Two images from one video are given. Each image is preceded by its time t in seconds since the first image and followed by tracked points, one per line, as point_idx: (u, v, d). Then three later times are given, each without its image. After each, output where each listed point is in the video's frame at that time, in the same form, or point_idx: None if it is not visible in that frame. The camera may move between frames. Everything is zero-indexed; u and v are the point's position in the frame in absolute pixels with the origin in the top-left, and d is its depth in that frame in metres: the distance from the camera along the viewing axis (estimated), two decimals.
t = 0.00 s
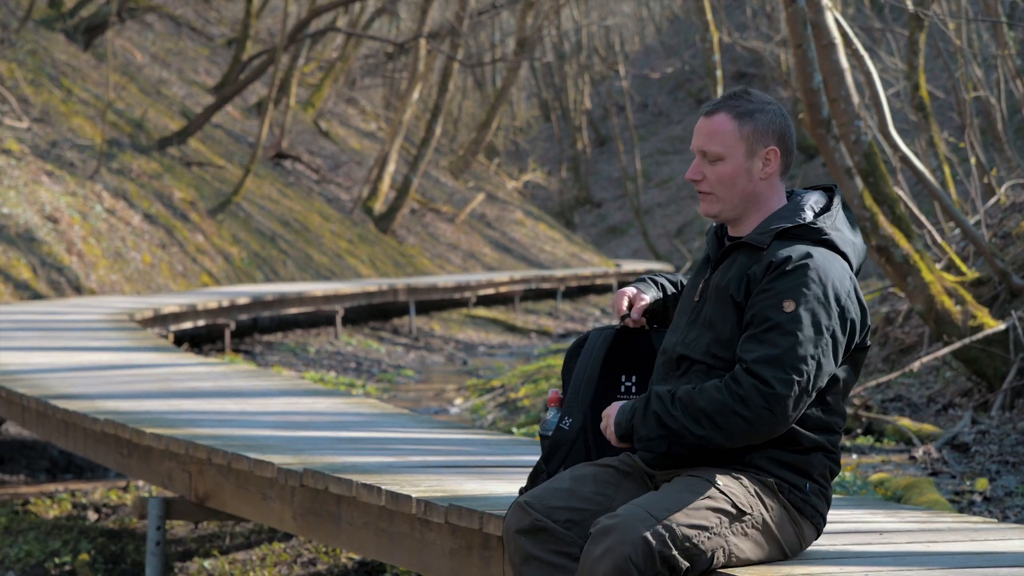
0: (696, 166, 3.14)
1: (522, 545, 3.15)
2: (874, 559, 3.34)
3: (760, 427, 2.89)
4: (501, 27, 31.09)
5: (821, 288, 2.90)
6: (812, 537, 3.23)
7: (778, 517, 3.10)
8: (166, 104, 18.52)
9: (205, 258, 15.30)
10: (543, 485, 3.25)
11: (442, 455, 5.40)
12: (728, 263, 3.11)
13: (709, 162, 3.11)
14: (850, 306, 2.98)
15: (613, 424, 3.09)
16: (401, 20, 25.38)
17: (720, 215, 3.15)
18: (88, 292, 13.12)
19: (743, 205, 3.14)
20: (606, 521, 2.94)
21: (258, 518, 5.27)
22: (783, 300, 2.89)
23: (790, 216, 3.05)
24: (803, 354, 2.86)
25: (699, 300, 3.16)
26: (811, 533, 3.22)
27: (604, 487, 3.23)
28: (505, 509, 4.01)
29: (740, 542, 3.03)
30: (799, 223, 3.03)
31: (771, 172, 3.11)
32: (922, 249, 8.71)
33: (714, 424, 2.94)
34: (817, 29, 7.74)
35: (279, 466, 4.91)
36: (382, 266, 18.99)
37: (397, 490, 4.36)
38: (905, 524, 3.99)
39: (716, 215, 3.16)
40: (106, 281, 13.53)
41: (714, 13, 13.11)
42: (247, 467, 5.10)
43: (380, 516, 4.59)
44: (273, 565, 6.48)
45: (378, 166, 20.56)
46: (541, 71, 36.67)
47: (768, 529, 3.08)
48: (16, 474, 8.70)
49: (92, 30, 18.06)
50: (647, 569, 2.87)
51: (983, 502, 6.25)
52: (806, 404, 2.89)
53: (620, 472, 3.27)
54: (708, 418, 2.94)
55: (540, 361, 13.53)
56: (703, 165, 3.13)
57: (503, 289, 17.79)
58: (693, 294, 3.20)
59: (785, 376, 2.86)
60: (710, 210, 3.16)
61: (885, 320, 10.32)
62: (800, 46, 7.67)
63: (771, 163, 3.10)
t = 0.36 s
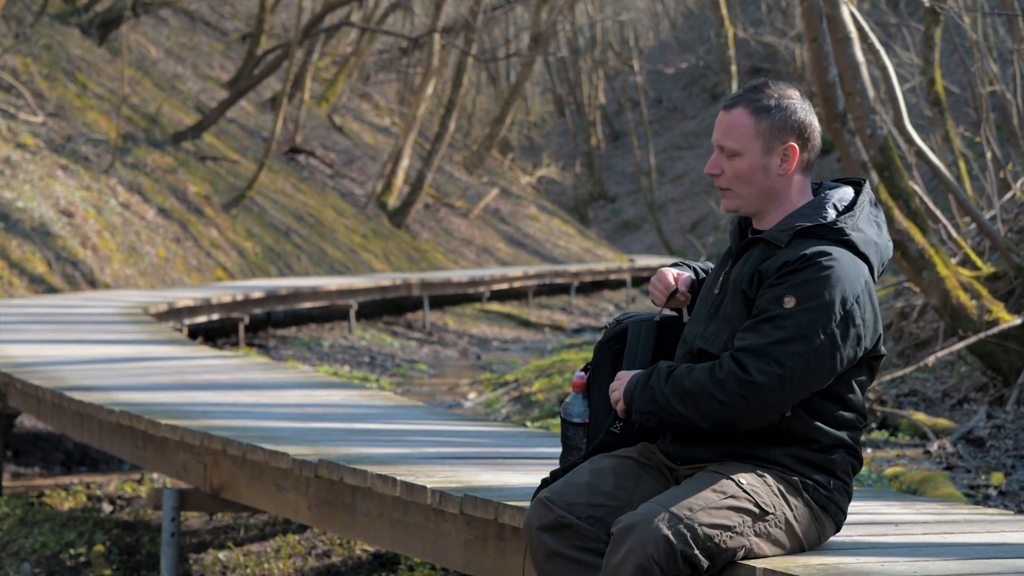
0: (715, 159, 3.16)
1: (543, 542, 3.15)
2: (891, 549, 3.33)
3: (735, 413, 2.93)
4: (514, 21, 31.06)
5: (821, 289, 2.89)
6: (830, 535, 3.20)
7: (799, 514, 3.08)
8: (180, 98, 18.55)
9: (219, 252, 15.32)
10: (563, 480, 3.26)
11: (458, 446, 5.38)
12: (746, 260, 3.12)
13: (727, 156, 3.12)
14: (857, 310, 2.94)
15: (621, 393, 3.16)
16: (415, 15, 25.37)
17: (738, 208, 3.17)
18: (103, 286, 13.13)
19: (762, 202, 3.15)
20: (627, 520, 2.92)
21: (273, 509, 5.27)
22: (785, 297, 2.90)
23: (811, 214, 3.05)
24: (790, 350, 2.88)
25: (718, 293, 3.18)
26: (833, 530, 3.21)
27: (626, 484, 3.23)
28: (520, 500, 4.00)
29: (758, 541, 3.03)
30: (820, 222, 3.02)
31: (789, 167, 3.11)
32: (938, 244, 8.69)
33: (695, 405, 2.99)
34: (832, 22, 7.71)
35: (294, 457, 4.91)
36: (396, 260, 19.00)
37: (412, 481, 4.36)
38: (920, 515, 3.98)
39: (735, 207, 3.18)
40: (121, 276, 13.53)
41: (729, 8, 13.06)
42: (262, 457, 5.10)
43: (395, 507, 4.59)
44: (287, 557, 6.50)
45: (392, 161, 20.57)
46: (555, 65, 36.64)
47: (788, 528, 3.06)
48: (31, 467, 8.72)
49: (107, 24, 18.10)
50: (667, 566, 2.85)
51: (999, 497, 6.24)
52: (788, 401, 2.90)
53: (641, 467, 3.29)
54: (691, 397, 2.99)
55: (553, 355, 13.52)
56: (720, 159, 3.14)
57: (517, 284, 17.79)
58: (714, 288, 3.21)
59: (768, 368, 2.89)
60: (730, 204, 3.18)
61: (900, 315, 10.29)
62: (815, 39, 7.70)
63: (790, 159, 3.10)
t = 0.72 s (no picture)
0: (756, 138, 3.09)
1: (564, 510, 3.15)
2: (911, 522, 3.33)
3: (761, 379, 2.92)
4: None
5: (862, 273, 2.86)
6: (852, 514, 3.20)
7: (822, 494, 3.08)
8: (199, 77, 18.57)
9: (238, 231, 15.34)
10: (587, 450, 3.25)
11: (476, 422, 5.39)
12: (788, 236, 3.11)
13: (769, 135, 3.06)
14: (899, 299, 2.89)
15: (675, 330, 3.16)
16: None
17: (779, 186, 3.11)
18: (122, 265, 13.14)
19: (803, 182, 3.09)
20: (649, 487, 2.90)
21: (291, 483, 5.29)
22: (826, 276, 2.88)
23: (865, 197, 3.00)
24: (825, 327, 2.86)
25: (757, 270, 3.18)
26: (857, 509, 3.21)
27: (652, 457, 3.22)
28: (540, 474, 3.99)
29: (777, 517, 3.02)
30: (873, 207, 2.97)
31: (831, 150, 3.04)
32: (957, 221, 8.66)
33: (725, 361, 2.98)
34: None
35: (315, 431, 4.90)
36: (414, 239, 19.01)
37: (431, 455, 4.34)
38: (940, 490, 3.97)
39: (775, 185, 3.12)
40: (140, 254, 13.56)
41: None
42: (281, 432, 5.10)
43: (415, 482, 4.60)
44: (305, 532, 6.52)
45: (410, 140, 20.56)
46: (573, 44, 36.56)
47: (809, 506, 3.06)
48: (51, 443, 8.77)
49: (126, 3, 18.11)
50: (687, 540, 2.84)
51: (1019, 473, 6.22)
52: (813, 381, 2.88)
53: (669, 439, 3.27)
54: (724, 353, 2.98)
55: (571, 335, 13.53)
56: (763, 138, 3.07)
57: (535, 263, 17.79)
58: (752, 264, 3.22)
59: (799, 343, 2.87)
60: (772, 180, 3.12)
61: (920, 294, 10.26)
62: (836, 18, 7.69)
63: (834, 143, 3.03)
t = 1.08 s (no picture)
0: (769, 116, 3.17)
1: (567, 487, 3.16)
2: (910, 498, 3.34)
3: (820, 358, 2.93)
4: None
5: (902, 230, 2.97)
6: (856, 491, 3.22)
7: (828, 470, 3.09)
8: (203, 54, 18.56)
9: (241, 209, 15.34)
10: (590, 427, 3.26)
11: (480, 398, 5.40)
12: (799, 212, 3.15)
13: (784, 104, 3.16)
14: (926, 252, 3.04)
15: (689, 323, 3.19)
16: None
17: (798, 162, 3.17)
18: (125, 243, 13.14)
19: (817, 150, 3.18)
20: (651, 466, 2.90)
21: (295, 460, 5.30)
22: (869, 244, 2.95)
23: (869, 163, 3.13)
24: (880, 290, 2.92)
25: (763, 248, 3.22)
26: (860, 485, 3.22)
27: (657, 434, 3.23)
28: (543, 450, 3.99)
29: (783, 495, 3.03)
30: (885, 169, 3.08)
31: (828, 110, 3.23)
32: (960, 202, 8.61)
33: (777, 345, 2.98)
34: None
35: (316, 408, 4.91)
36: (418, 218, 19.00)
37: (434, 431, 4.35)
38: (941, 465, 3.99)
39: (793, 163, 3.18)
40: (142, 232, 13.56)
41: None
42: (284, 408, 5.10)
43: (418, 458, 4.61)
44: (308, 509, 6.54)
45: (414, 118, 20.54)
46: (577, 22, 36.48)
47: (815, 483, 3.08)
48: (53, 421, 8.79)
49: None
50: (689, 519, 2.84)
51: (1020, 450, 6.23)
52: (870, 345, 2.94)
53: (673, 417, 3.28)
54: (775, 337, 2.99)
55: (574, 314, 13.53)
56: (773, 112, 3.17)
57: (538, 242, 17.78)
58: (758, 244, 3.24)
59: (859, 312, 2.91)
60: (787, 161, 3.18)
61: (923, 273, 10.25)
62: None
63: (826, 104, 3.23)
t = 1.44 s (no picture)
0: (735, 120, 3.17)
1: (565, 488, 3.12)
2: (911, 492, 3.31)
3: (803, 342, 2.92)
4: None
5: (876, 210, 2.99)
6: (856, 483, 3.20)
7: (826, 461, 3.07)
8: (204, 48, 18.54)
9: (242, 203, 15.31)
10: (586, 427, 3.24)
11: (480, 393, 5.37)
12: (776, 200, 3.16)
13: (749, 106, 3.16)
14: (901, 234, 3.06)
15: (677, 314, 3.19)
16: None
17: (771, 160, 3.17)
18: (125, 236, 13.12)
19: (785, 144, 3.19)
20: (647, 466, 2.88)
21: (295, 454, 5.28)
22: (843, 225, 2.97)
23: (840, 146, 3.14)
24: (859, 271, 2.93)
25: (742, 238, 3.23)
26: (857, 477, 3.19)
27: (651, 429, 3.20)
28: (545, 445, 3.96)
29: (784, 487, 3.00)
30: (853, 151, 3.11)
31: (791, 104, 3.24)
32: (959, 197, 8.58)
33: (760, 332, 2.99)
34: None
35: (317, 402, 4.88)
36: (419, 213, 18.97)
37: (435, 426, 4.32)
38: (941, 460, 3.96)
39: (765, 161, 3.18)
40: (143, 225, 13.53)
41: None
42: (285, 402, 5.08)
43: (418, 451, 4.59)
44: (308, 504, 6.51)
45: (414, 113, 20.51)
46: (579, 17, 36.43)
47: (815, 475, 3.06)
48: (53, 415, 8.76)
49: None
50: (690, 513, 2.82)
51: (1022, 445, 6.21)
52: (852, 326, 2.94)
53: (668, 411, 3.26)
54: (757, 324, 2.99)
55: (575, 309, 13.49)
56: (739, 114, 3.17)
57: (539, 237, 17.76)
58: (736, 235, 3.25)
59: (838, 293, 2.92)
60: (760, 159, 3.17)
61: (924, 269, 10.21)
62: None
63: (790, 97, 3.24)
